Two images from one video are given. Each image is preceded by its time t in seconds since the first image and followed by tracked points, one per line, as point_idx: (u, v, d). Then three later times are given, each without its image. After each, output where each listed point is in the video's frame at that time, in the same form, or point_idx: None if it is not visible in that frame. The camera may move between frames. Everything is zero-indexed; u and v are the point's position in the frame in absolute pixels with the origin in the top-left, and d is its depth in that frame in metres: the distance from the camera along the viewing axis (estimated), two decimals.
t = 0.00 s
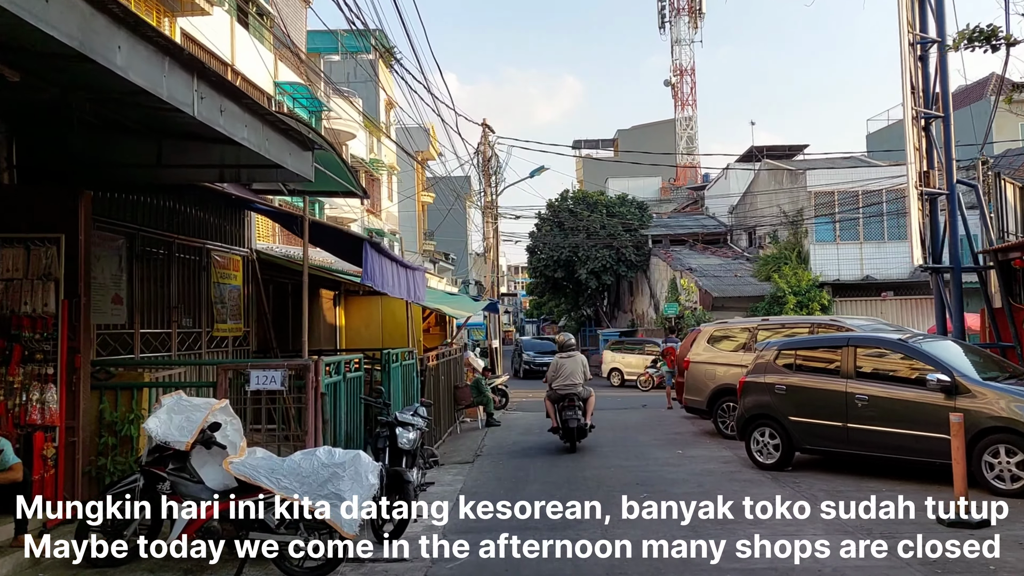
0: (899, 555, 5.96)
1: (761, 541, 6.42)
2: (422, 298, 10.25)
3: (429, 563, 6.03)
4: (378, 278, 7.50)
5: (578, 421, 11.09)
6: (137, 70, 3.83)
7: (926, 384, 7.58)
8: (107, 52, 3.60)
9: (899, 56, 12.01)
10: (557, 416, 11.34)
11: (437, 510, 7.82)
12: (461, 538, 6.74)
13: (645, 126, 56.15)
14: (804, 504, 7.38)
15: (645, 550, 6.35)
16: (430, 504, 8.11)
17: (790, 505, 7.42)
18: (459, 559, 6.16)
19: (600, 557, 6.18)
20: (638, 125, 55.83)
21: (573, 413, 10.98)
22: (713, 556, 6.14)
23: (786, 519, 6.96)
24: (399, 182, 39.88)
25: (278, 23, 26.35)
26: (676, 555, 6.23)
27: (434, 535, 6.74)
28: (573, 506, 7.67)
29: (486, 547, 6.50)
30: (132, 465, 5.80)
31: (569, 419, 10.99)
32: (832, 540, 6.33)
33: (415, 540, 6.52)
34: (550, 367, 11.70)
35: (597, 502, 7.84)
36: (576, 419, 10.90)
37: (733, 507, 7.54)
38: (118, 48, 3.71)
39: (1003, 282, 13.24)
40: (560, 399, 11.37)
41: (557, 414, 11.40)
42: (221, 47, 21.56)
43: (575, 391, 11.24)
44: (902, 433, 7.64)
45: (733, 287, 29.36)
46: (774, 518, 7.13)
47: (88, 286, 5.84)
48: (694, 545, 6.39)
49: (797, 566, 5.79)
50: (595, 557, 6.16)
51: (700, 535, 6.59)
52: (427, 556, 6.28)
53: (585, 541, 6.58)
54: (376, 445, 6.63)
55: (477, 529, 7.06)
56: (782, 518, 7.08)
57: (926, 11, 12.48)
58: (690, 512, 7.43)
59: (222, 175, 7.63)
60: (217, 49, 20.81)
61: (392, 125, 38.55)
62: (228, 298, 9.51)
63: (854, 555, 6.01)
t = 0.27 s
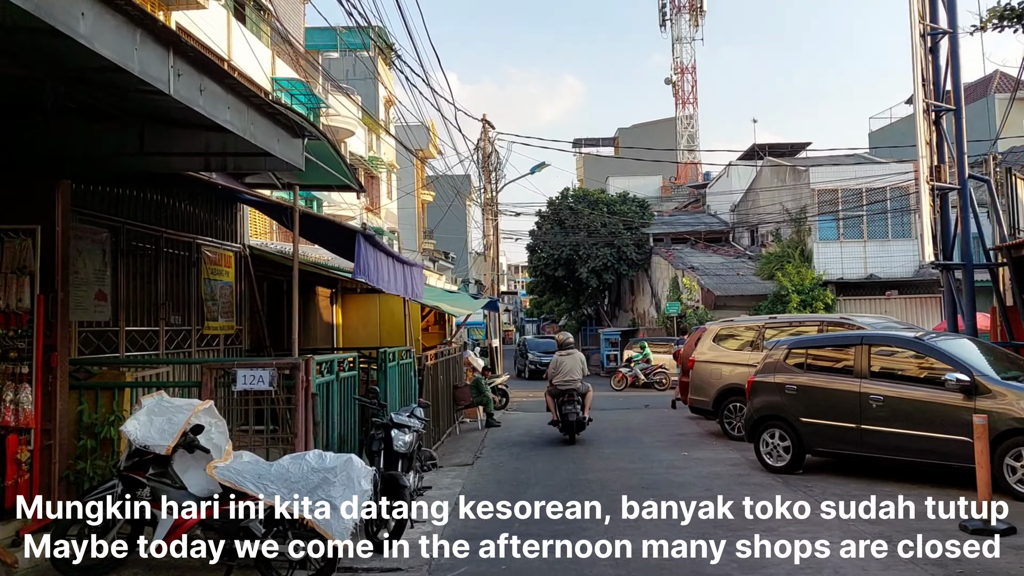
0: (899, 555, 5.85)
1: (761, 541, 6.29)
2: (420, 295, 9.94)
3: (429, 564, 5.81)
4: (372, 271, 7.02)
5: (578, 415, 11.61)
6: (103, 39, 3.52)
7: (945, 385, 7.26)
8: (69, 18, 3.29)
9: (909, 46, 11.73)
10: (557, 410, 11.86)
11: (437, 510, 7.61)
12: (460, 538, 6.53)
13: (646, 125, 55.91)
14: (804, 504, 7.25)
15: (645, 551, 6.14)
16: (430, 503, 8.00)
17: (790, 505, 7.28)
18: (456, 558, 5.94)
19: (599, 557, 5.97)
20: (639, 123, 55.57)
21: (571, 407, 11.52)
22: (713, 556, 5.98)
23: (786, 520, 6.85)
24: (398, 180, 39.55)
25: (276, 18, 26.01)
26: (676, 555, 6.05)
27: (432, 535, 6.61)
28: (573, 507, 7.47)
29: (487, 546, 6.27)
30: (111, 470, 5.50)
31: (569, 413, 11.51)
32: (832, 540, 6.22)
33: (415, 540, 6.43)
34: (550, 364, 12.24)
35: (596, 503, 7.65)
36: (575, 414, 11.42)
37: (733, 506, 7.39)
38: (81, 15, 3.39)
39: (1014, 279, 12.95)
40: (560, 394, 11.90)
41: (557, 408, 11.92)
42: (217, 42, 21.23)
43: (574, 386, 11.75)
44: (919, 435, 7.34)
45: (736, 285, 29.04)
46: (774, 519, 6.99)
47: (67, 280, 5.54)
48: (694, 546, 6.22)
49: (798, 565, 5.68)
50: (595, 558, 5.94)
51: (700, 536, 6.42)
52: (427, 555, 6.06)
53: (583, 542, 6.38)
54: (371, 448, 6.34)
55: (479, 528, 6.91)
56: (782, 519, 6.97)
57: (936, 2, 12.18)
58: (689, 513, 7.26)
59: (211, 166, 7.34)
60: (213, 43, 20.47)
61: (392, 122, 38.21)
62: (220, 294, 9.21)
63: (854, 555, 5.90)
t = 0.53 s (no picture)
0: (898, 554, 6.08)
1: (761, 541, 6.56)
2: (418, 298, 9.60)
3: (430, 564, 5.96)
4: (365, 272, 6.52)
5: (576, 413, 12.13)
6: (62, 16, 3.22)
7: (966, 390, 6.92)
8: None
9: (921, 40, 11.43)
10: (556, 408, 12.36)
11: (438, 510, 7.96)
12: (461, 538, 6.84)
13: (646, 124, 55.61)
14: (804, 504, 7.43)
15: (646, 550, 6.43)
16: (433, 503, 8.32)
17: (789, 504, 7.47)
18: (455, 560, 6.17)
19: (600, 556, 6.27)
20: (640, 123, 55.27)
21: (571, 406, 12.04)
22: (713, 556, 6.27)
23: (788, 518, 7.04)
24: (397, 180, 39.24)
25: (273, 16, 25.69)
26: (676, 555, 6.34)
27: (433, 536, 6.91)
28: (572, 507, 7.82)
29: (488, 546, 6.64)
30: (90, 482, 5.22)
31: (568, 411, 12.02)
32: (832, 540, 6.44)
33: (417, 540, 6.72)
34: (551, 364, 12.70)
35: (596, 503, 8.00)
36: (574, 412, 11.94)
37: (733, 506, 7.60)
38: None
39: None
40: (559, 393, 12.41)
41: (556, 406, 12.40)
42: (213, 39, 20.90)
43: (573, 386, 12.24)
44: (936, 441, 7.03)
45: (738, 286, 28.71)
46: (774, 519, 7.17)
47: (44, 282, 5.25)
48: (695, 545, 6.51)
49: (798, 565, 5.92)
50: (595, 556, 6.26)
51: (700, 536, 6.71)
52: (428, 555, 6.39)
53: (585, 542, 6.68)
54: (365, 458, 6.00)
55: (479, 528, 7.22)
56: (783, 517, 7.15)
57: None
58: (690, 512, 7.53)
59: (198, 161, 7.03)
60: (209, 40, 20.15)
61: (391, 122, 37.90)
62: (212, 295, 8.92)
63: (854, 554, 6.14)
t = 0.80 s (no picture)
0: (900, 555, 6.01)
1: (761, 541, 6.49)
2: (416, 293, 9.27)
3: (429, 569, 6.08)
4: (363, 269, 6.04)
5: (573, 406, 12.76)
6: None
7: (987, 391, 6.61)
8: None
9: (931, 30, 11.15)
10: (554, 401, 12.99)
11: (438, 511, 7.97)
12: (462, 539, 6.97)
13: (646, 122, 55.33)
14: (804, 503, 7.31)
15: (646, 551, 6.43)
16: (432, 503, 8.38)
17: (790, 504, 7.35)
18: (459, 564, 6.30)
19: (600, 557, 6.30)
20: (640, 121, 55.00)
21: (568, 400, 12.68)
22: (713, 556, 6.23)
23: (789, 520, 6.94)
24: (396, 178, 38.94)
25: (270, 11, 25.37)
26: (676, 555, 6.32)
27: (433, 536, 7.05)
28: (573, 506, 7.76)
29: (488, 546, 6.76)
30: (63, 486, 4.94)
31: (565, 405, 12.65)
32: (832, 540, 6.37)
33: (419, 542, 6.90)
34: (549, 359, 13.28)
35: (597, 503, 7.95)
36: (571, 406, 12.54)
37: (733, 507, 7.52)
38: None
39: None
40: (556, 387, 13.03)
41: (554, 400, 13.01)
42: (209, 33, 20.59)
43: (570, 380, 12.83)
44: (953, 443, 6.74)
45: (740, 284, 28.38)
46: (774, 519, 7.08)
47: (10, 275, 4.97)
48: (695, 545, 6.47)
49: (797, 565, 5.86)
50: (596, 557, 6.29)
51: (701, 536, 6.67)
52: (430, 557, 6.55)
53: (585, 542, 6.70)
54: (356, 460, 5.78)
55: (478, 530, 7.28)
56: (782, 518, 7.04)
57: None
58: (689, 512, 7.44)
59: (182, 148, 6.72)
60: (204, 34, 19.84)
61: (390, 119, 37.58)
62: (201, 291, 8.64)
63: (854, 554, 6.07)
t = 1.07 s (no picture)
0: (900, 554, 6.05)
1: (762, 541, 6.57)
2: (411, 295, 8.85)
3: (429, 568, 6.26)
4: (354, 270, 5.73)
5: (570, 405, 13.39)
6: None
7: (1008, 397, 6.31)
8: None
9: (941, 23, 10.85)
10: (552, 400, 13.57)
11: (438, 510, 8.15)
12: (462, 539, 7.18)
13: (646, 122, 55.05)
14: (804, 503, 7.33)
15: (646, 551, 6.52)
16: (431, 503, 8.48)
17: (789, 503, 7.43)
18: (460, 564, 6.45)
19: (600, 556, 6.44)
20: (640, 121, 54.71)
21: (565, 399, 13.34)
22: (714, 556, 6.30)
23: (788, 520, 6.99)
24: (395, 177, 38.61)
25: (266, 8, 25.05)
26: (677, 555, 6.41)
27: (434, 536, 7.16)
28: (573, 507, 7.89)
29: (487, 546, 6.89)
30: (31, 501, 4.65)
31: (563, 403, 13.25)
32: (832, 540, 6.45)
33: (417, 540, 7.18)
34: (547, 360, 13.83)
35: (597, 502, 8.03)
36: (568, 405, 13.12)
37: (733, 506, 7.60)
38: None
39: None
40: (554, 386, 13.64)
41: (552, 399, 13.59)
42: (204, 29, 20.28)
43: (566, 381, 13.38)
44: (969, 452, 6.45)
45: (742, 285, 28.04)
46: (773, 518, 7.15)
47: None
48: (695, 546, 6.54)
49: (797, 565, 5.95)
50: (594, 556, 6.42)
51: (699, 536, 6.74)
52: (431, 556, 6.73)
53: (585, 542, 6.83)
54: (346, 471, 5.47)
55: (477, 529, 7.44)
56: (782, 518, 7.08)
57: None
58: (690, 512, 7.51)
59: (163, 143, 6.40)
60: (199, 31, 19.53)
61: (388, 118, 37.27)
62: (189, 293, 8.35)
63: (855, 554, 6.13)
